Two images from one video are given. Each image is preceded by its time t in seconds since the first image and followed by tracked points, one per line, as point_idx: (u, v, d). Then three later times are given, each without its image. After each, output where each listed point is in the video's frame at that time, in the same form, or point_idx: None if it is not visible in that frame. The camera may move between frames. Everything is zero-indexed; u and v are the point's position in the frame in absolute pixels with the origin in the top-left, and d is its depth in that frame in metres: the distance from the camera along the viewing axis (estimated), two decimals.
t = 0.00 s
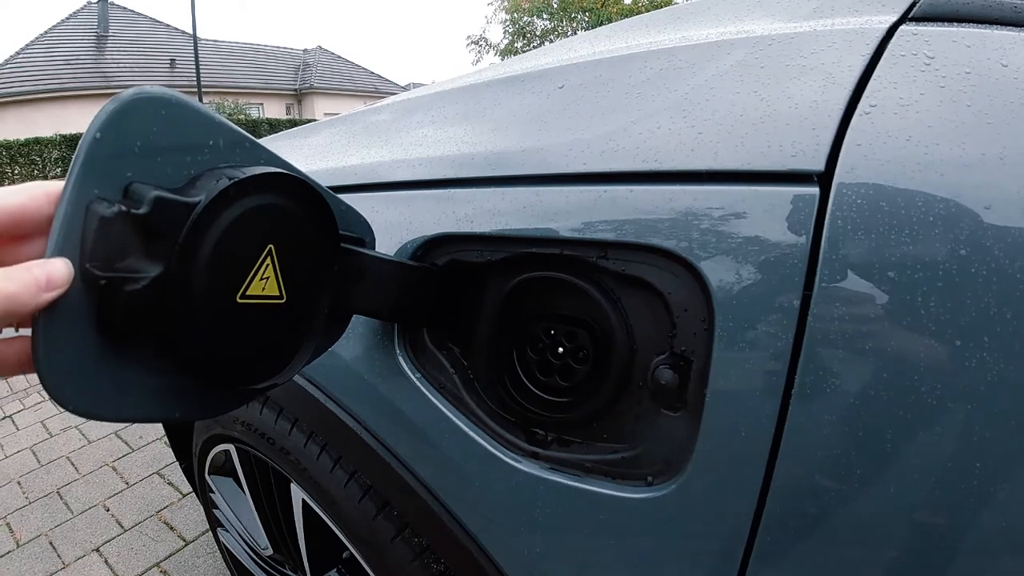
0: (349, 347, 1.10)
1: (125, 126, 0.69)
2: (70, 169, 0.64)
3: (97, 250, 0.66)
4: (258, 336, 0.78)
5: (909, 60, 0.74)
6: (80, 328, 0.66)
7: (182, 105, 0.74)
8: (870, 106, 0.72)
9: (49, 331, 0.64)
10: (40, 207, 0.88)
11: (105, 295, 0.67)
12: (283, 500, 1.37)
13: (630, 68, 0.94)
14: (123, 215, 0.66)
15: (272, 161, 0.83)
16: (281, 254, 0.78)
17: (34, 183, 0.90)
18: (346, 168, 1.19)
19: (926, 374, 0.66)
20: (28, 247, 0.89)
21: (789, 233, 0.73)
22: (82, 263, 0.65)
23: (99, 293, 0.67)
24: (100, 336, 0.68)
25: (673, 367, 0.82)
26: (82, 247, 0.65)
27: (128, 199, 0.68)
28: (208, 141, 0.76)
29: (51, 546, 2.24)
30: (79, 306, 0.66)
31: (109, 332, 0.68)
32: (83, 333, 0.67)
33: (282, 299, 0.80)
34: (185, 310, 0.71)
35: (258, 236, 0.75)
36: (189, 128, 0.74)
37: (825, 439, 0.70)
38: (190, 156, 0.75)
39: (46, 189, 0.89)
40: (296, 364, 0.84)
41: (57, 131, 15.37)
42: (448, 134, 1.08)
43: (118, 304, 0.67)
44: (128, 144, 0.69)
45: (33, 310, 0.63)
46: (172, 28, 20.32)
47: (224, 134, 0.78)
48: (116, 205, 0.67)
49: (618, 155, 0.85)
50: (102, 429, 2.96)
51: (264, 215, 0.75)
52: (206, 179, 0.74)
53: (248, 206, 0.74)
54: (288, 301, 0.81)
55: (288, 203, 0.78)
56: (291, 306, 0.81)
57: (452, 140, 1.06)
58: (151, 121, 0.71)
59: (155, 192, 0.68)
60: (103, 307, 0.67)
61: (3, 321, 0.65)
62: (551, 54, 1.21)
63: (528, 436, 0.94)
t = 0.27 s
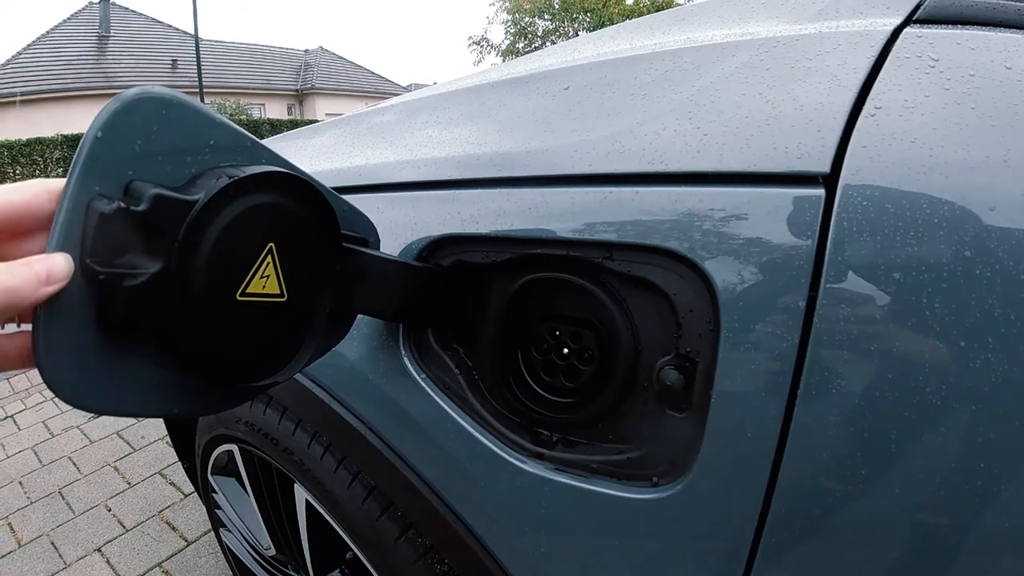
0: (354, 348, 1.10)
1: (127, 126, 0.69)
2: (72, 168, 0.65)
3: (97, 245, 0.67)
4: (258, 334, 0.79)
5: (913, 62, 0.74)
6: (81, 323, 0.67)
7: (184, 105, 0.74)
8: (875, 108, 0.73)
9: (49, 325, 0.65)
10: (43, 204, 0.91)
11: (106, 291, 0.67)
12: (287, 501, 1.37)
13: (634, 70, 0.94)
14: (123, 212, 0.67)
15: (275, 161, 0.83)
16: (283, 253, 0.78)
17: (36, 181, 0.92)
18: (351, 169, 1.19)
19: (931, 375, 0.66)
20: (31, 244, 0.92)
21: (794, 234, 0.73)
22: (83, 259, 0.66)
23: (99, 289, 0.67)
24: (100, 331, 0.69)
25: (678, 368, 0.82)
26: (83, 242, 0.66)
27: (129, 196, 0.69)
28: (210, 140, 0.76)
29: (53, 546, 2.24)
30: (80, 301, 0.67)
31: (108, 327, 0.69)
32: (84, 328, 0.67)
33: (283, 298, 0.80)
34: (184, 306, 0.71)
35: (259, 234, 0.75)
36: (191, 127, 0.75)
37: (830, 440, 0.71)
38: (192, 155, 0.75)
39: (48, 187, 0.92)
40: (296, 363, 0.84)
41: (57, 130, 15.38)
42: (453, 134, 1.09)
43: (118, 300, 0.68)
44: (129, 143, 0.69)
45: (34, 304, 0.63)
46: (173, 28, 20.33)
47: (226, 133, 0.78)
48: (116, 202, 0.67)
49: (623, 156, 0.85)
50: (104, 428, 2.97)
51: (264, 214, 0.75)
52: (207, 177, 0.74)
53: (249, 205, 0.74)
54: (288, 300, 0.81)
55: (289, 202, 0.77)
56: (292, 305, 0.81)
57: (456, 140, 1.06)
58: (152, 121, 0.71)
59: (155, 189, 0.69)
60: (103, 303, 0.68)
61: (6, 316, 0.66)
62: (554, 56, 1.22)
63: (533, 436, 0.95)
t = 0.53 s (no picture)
0: (358, 349, 1.10)
1: (128, 125, 0.69)
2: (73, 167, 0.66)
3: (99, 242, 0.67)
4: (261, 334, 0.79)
5: (917, 65, 0.75)
6: (82, 320, 0.68)
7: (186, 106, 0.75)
8: (880, 110, 0.73)
9: (49, 321, 0.65)
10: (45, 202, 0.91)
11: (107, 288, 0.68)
12: (289, 501, 1.37)
13: (639, 72, 0.95)
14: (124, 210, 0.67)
15: (276, 162, 0.83)
16: (284, 252, 0.78)
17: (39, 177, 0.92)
18: (355, 170, 1.20)
19: (935, 376, 0.66)
20: (35, 241, 0.93)
21: (799, 236, 0.73)
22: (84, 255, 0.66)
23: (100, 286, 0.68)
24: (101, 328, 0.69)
25: (683, 369, 0.82)
26: (84, 240, 0.66)
27: (130, 194, 0.69)
28: (212, 141, 0.76)
29: (53, 546, 2.24)
30: (81, 298, 0.67)
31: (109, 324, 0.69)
32: (84, 324, 0.68)
33: (284, 297, 0.80)
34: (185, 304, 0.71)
35: (260, 234, 0.75)
36: (193, 128, 0.75)
37: (834, 441, 0.71)
38: (193, 155, 0.75)
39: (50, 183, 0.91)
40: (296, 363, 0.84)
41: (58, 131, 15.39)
42: (457, 136, 1.09)
43: (118, 297, 0.68)
44: (131, 143, 0.70)
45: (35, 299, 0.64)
46: (173, 28, 20.35)
47: (228, 134, 0.78)
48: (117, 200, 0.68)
49: (628, 158, 0.85)
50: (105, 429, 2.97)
51: (265, 214, 0.75)
52: (208, 177, 0.74)
53: (249, 204, 0.74)
54: (289, 299, 0.81)
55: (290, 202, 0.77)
56: (293, 304, 0.81)
57: (460, 142, 1.06)
58: (154, 121, 0.72)
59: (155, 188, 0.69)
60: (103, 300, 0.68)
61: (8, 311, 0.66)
62: (558, 57, 1.22)
63: (537, 437, 0.95)
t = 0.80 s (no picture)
0: (361, 350, 1.11)
1: (132, 126, 0.70)
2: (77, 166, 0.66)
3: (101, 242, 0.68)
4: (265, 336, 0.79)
5: (920, 67, 0.75)
6: (85, 318, 0.68)
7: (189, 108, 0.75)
8: (882, 113, 0.73)
9: (52, 318, 0.66)
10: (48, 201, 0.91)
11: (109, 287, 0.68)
12: (291, 503, 1.37)
13: (642, 74, 0.95)
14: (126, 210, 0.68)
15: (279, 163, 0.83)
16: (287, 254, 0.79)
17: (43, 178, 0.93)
18: (358, 172, 1.20)
19: (937, 378, 0.67)
20: (38, 241, 0.93)
21: (802, 238, 0.73)
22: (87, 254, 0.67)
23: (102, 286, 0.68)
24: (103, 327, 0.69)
25: (686, 370, 0.83)
26: (87, 239, 0.67)
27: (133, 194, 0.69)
28: (215, 142, 0.77)
29: (54, 547, 2.24)
30: (84, 297, 0.68)
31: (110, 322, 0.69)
32: (87, 323, 0.68)
33: (286, 298, 0.80)
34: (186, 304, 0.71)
35: (262, 234, 0.75)
36: (197, 129, 0.75)
37: (837, 442, 0.71)
38: (196, 156, 0.75)
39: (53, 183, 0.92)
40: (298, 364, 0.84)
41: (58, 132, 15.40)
42: (460, 137, 1.09)
43: (120, 296, 0.68)
44: (134, 144, 0.70)
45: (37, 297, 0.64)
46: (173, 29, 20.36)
47: (230, 135, 0.78)
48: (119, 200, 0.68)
49: (631, 160, 0.86)
50: (107, 430, 2.97)
51: (268, 215, 0.76)
52: (211, 178, 0.74)
53: (251, 205, 0.74)
54: (292, 300, 0.81)
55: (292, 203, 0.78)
56: (296, 305, 0.82)
57: (464, 144, 1.07)
58: (157, 122, 0.72)
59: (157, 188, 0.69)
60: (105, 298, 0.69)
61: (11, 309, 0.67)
62: (560, 59, 1.23)
63: (540, 438, 0.95)
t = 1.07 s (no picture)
0: (364, 351, 1.11)
1: (136, 128, 0.70)
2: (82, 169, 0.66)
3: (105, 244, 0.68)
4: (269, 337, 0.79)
5: (922, 69, 0.75)
6: (90, 320, 0.68)
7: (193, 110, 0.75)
8: (885, 114, 0.73)
9: (58, 319, 0.66)
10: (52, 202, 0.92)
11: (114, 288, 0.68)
12: (293, 503, 1.38)
13: (644, 76, 0.95)
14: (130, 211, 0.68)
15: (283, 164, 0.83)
16: (290, 254, 0.79)
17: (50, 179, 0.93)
18: (361, 173, 1.20)
19: (939, 378, 0.67)
20: (42, 242, 0.93)
21: (804, 239, 0.73)
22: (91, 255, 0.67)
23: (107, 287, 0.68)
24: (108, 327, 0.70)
25: (690, 371, 0.83)
26: (92, 239, 0.67)
27: (137, 196, 0.69)
28: (219, 143, 0.77)
29: (56, 548, 2.24)
30: (88, 298, 0.68)
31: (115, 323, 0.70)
32: (92, 323, 0.69)
33: (290, 298, 0.80)
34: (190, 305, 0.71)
35: (266, 235, 0.75)
36: (200, 131, 0.75)
37: (840, 443, 0.71)
38: (200, 157, 0.75)
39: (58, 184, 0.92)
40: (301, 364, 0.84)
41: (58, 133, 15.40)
42: (463, 139, 1.09)
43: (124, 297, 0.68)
44: (139, 146, 0.70)
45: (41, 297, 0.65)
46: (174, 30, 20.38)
47: (234, 137, 0.78)
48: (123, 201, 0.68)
49: (634, 162, 0.86)
50: (108, 431, 2.97)
51: (271, 216, 0.75)
52: (215, 179, 0.74)
53: (254, 206, 0.74)
54: (295, 300, 0.81)
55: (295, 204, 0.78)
56: (300, 306, 0.82)
57: (467, 145, 1.07)
58: (161, 124, 0.72)
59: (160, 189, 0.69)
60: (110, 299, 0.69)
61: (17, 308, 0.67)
62: (563, 60, 1.23)
63: (542, 438, 0.95)
